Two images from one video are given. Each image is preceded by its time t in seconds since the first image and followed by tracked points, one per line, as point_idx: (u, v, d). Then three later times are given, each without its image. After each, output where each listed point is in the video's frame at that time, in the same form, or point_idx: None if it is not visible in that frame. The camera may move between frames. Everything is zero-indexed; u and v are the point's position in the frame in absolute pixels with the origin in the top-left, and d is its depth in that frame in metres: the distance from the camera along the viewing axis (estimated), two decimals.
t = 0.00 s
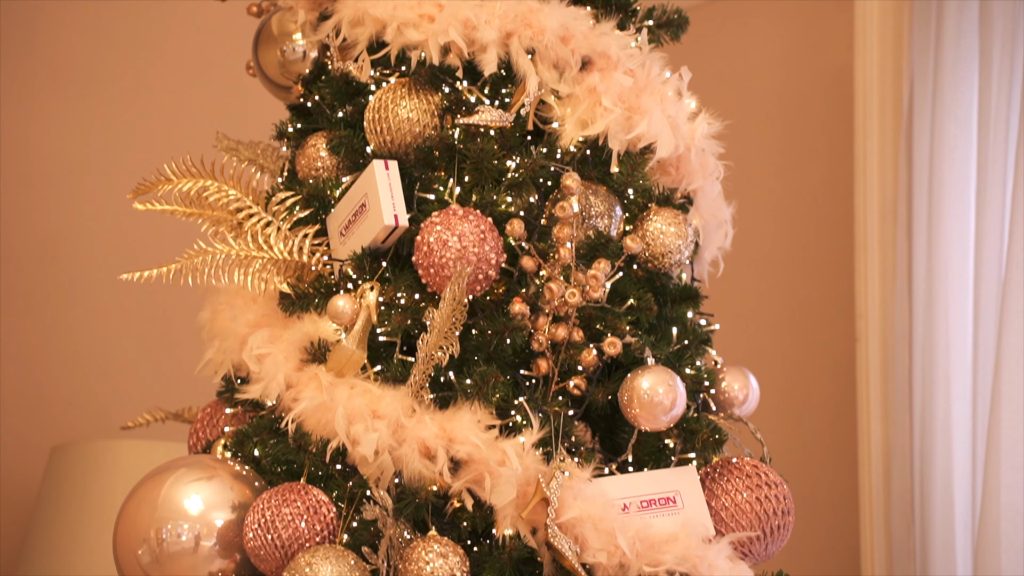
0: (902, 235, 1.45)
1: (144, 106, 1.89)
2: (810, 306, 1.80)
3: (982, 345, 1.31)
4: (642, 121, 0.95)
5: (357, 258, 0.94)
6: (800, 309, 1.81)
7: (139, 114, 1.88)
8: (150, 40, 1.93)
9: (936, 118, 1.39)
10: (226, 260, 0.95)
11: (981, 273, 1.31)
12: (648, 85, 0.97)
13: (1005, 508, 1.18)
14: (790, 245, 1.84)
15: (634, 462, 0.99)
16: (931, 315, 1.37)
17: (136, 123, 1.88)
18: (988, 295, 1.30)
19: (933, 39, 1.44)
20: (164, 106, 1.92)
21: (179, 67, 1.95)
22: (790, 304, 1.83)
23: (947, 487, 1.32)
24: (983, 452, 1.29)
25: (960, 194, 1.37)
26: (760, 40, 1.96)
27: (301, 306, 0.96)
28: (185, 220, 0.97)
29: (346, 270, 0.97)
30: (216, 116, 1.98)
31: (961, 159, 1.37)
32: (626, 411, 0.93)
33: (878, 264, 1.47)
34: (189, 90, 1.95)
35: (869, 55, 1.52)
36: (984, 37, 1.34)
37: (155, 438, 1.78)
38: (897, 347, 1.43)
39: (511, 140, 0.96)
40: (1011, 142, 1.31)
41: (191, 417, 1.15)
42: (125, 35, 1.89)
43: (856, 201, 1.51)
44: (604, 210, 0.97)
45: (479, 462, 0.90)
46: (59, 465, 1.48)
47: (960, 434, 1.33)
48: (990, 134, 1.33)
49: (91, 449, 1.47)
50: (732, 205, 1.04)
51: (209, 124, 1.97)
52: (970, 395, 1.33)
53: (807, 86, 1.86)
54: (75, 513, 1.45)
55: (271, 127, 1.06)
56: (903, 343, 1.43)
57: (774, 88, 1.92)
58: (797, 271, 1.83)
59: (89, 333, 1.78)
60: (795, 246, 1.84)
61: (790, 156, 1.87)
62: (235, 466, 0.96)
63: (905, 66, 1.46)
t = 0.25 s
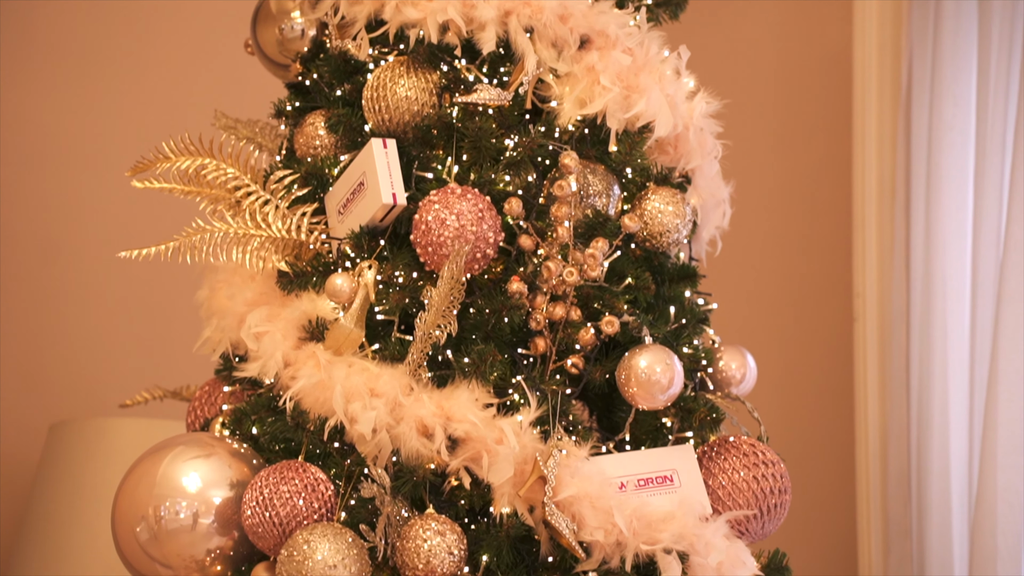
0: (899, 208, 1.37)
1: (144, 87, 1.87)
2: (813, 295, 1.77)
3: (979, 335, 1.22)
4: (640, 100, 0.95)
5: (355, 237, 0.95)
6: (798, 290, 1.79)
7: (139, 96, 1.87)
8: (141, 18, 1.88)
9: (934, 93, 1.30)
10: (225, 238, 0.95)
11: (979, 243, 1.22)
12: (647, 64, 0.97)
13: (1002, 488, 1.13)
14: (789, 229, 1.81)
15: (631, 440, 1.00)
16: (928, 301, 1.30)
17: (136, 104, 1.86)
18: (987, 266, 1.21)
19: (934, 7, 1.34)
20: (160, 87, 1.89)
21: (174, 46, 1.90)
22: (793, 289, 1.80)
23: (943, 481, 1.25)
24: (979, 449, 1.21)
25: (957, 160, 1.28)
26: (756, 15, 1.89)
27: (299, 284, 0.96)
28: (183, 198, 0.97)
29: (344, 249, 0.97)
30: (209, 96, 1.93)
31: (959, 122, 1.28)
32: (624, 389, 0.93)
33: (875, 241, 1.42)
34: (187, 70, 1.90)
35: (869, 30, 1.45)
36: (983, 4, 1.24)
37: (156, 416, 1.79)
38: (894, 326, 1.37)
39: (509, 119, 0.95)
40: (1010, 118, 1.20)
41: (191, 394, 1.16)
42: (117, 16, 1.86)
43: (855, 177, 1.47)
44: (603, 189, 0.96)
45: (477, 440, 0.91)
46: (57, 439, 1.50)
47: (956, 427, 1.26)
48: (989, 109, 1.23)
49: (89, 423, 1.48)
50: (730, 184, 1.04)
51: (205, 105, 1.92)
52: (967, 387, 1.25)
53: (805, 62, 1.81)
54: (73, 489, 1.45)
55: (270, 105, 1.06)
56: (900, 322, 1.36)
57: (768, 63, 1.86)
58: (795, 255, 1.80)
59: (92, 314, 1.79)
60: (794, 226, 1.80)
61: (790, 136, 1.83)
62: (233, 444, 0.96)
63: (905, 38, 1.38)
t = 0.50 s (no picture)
0: (897, 183, 1.35)
1: (135, 68, 1.86)
2: (805, 274, 1.72)
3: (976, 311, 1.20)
4: (638, 75, 0.95)
5: (353, 212, 0.95)
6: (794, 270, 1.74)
7: (129, 77, 1.86)
8: None
9: (931, 67, 1.28)
10: (223, 214, 0.95)
11: (976, 217, 1.20)
12: (645, 39, 0.97)
13: (997, 466, 1.11)
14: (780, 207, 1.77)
15: (629, 416, 1.00)
16: (925, 278, 1.28)
17: (127, 85, 1.85)
18: (984, 241, 1.20)
19: None
20: (155, 67, 1.88)
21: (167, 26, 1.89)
22: (785, 269, 1.75)
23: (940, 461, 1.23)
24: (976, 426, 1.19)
25: (955, 133, 1.25)
26: None
27: (297, 260, 0.96)
28: (181, 173, 0.97)
29: (342, 225, 0.97)
30: (192, 75, 1.91)
31: (957, 95, 1.25)
32: (622, 364, 0.94)
33: (874, 220, 1.41)
34: (181, 51, 1.90)
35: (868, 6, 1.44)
36: None
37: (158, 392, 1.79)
38: (892, 301, 1.35)
39: (507, 94, 0.95)
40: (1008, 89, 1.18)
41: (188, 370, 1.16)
42: None
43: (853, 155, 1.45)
44: (601, 164, 0.97)
45: (475, 415, 0.91)
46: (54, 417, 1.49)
47: (953, 406, 1.23)
48: (986, 81, 1.20)
49: (86, 400, 1.48)
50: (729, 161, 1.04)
51: (188, 83, 1.89)
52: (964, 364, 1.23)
53: (800, 37, 1.75)
54: (71, 471, 1.45)
55: (268, 80, 1.06)
56: (897, 299, 1.34)
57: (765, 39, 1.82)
58: (787, 235, 1.76)
59: (89, 294, 1.78)
60: (790, 204, 1.76)
61: (781, 112, 1.78)
62: (231, 419, 0.96)
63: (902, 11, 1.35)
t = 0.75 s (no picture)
0: (896, 167, 1.36)
1: (130, 52, 1.86)
2: (803, 256, 1.71)
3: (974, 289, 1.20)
4: (637, 54, 0.94)
5: (352, 191, 0.95)
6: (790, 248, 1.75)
7: (124, 61, 1.85)
8: None
9: (930, 45, 1.27)
10: (222, 192, 0.95)
11: (973, 197, 1.20)
12: (644, 18, 0.97)
13: (994, 444, 1.11)
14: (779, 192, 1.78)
15: (627, 394, 1.00)
16: (922, 257, 1.28)
17: (122, 69, 1.85)
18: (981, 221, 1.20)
19: None
20: (149, 51, 1.88)
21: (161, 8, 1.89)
22: (784, 253, 1.75)
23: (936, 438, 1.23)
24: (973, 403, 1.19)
25: (953, 113, 1.25)
26: None
27: (296, 239, 0.96)
28: (179, 152, 0.96)
29: (340, 203, 0.97)
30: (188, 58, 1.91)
31: (955, 74, 1.25)
32: (620, 343, 0.94)
33: (870, 204, 1.40)
34: (176, 34, 1.90)
35: None
36: None
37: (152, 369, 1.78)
38: (889, 284, 1.35)
39: (506, 72, 0.96)
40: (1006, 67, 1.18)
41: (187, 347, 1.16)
42: None
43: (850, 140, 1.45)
44: (600, 143, 0.97)
45: (474, 393, 0.91)
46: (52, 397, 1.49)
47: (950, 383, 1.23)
48: (985, 59, 1.20)
49: (82, 380, 1.47)
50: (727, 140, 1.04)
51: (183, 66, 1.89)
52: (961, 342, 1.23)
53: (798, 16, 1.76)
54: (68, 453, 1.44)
55: (266, 58, 1.06)
56: (894, 277, 1.34)
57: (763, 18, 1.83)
58: (785, 218, 1.76)
59: (88, 279, 1.78)
60: (789, 184, 1.76)
61: (779, 92, 1.78)
62: (230, 396, 0.97)
63: None
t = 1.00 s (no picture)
0: (894, 142, 1.33)
1: (126, 33, 1.84)
2: (802, 236, 1.71)
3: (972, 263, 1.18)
4: (637, 29, 0.94)
5: (351, 165, 0.95)
6: (792, 225, 1.72)
7: (120, 43, 1.84)
8: None
9: (931, 17, 1.25)
10: (221, 166, 0.95)
11: (972, 174, 1.17)
12: None
13: (991, 426, 1.06)
14: (776, 171, 1.76)
15: (626, 368, 1.00)
16: (921, 232, 1.25)
17: (118, 51, 1.84)
18: (980, 198, 1.16)
19: None
20: (144, 31, 1.86)
21: None
22: (782, 230, 1.74)
23: (934, 414, 1.21)
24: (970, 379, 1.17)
25: (952, 90, 1.23)
26: None
27: (294, 214, 0.96)
28: (178, 126, 0.96)
29: (339, 178, 0.96)
30: (183, 36, 1.88)
31: (954, 45, 1.23)
32: (619, 318, 0.94)
33: (869, 184, 1.39)
34: (171, 14, 1.88)
35: None
36: None
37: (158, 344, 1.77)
38: (887, 263, 1.33)
39: (505, 47, 0.96)
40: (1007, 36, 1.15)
41: (186, 323, 1.16)
42: None
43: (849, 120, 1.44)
44: (599, 118, 0.97)
45: (473, 368, 0.91)
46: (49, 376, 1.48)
47: (948, 359, 1.21)
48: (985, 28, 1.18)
49: (80, 355, 1.46)
50: (726, 117, 1.05)
51: (179, 46, 1.87)
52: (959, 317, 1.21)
53: None
54: (66, 434, 1.43)
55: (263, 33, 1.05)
56: (893, 251, 1.32)
57: None
58: (784, 196, 1.74)
59: (87, 260, 1.78)
60: (788, 162, 1.74)
61: (777, 70, 1.77)
62: (229, 370, 0.97)
63: None
